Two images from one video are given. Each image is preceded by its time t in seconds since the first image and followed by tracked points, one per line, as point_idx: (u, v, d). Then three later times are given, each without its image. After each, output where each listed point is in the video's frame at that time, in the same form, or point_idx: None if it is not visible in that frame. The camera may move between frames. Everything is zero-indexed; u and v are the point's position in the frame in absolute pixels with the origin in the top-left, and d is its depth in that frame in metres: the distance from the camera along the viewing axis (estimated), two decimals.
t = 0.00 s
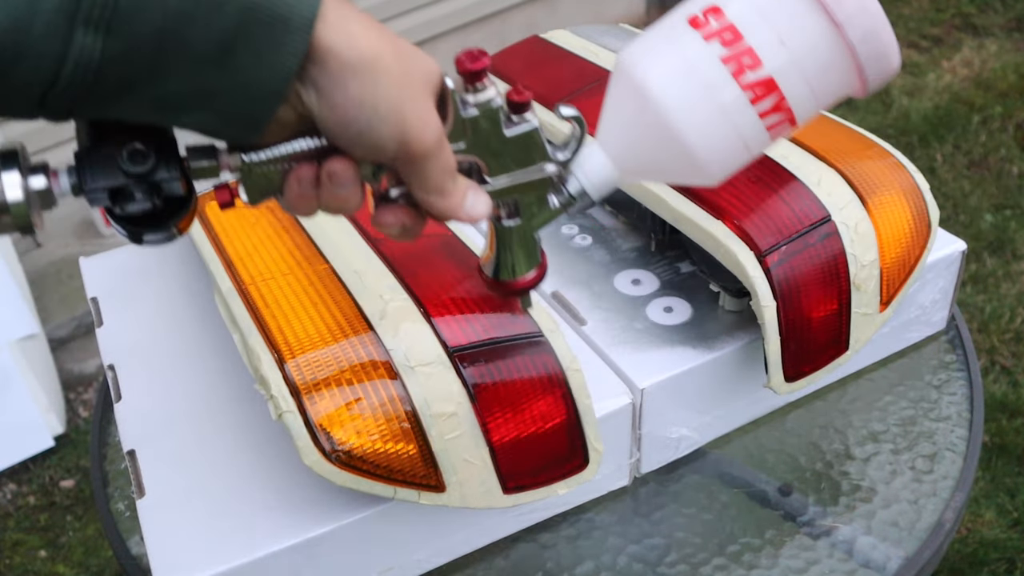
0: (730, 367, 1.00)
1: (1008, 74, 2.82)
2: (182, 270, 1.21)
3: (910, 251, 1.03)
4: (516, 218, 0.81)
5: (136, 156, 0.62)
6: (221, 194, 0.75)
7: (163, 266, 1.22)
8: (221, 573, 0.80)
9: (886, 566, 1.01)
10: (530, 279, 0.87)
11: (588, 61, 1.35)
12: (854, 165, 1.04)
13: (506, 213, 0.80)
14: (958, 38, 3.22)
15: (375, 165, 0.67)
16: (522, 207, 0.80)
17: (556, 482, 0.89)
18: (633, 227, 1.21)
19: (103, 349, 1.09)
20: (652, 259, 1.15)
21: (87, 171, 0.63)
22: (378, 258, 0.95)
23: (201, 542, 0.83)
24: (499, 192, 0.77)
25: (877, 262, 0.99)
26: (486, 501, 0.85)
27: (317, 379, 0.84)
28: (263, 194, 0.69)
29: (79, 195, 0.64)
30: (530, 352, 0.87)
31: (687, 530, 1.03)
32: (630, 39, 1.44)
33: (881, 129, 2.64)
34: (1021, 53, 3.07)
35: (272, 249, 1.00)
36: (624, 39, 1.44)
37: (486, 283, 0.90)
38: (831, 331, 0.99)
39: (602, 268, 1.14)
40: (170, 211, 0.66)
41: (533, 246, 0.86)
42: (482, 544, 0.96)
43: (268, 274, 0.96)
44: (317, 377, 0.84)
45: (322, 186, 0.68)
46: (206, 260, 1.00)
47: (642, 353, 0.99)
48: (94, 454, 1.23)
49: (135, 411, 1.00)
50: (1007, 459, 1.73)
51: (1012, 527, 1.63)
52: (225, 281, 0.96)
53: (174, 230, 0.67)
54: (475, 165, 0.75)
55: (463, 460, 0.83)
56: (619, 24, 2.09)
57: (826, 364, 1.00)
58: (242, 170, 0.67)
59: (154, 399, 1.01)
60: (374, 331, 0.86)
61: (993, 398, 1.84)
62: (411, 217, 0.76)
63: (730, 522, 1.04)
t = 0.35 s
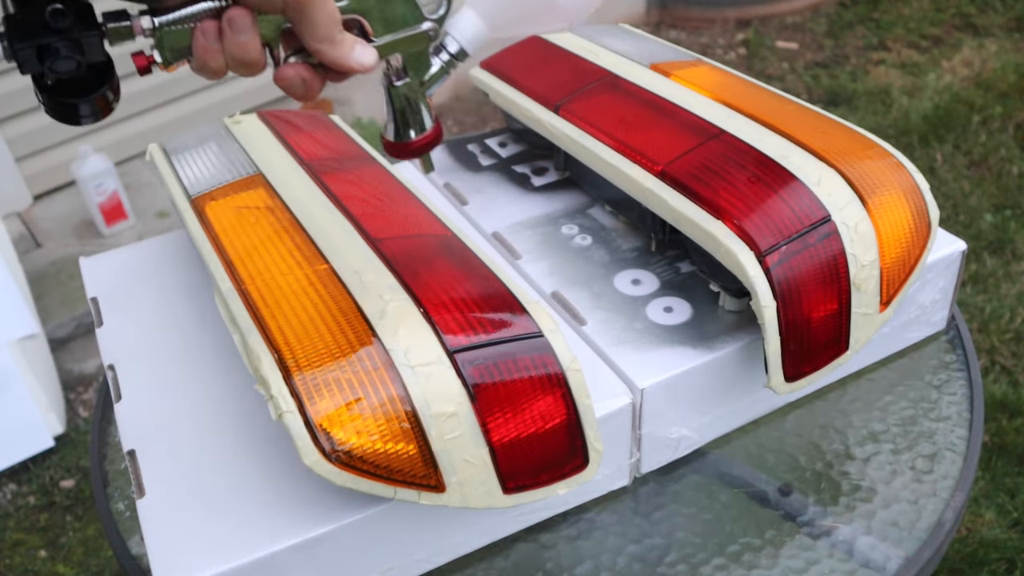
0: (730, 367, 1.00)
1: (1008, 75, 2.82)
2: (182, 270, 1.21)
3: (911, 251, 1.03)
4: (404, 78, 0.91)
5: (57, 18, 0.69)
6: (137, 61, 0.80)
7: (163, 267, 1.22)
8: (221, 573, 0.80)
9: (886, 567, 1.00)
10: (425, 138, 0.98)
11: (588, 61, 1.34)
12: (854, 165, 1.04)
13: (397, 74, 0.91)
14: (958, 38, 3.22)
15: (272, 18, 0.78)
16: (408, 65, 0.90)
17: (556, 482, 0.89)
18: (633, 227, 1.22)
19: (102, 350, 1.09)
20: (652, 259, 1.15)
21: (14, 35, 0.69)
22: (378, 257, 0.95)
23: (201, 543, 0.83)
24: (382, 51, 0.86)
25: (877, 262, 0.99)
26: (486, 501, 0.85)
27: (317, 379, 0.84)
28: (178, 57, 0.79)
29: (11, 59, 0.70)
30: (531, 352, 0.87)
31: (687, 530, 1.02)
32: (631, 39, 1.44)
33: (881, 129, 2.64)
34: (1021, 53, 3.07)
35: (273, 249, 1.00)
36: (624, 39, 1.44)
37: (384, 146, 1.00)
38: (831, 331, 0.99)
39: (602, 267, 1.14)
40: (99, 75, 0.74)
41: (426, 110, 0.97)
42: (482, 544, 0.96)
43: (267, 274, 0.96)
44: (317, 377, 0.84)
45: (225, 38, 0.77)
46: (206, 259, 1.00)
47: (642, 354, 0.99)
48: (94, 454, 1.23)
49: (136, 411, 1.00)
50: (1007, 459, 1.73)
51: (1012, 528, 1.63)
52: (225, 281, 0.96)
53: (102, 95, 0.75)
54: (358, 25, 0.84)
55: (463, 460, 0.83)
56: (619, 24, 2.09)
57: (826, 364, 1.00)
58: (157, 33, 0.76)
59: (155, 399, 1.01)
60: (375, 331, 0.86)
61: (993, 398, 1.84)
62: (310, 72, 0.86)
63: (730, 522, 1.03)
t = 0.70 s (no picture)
0: (730, 367, 1.00)
1: (1008, 75, 2.82)
2: (182, 270, 1.21)
3: (911, 251, 1.03)
4: (333, 17, 1.00)
5: None
6: None
7: (163, 267, 1.22)
8: (221, 573, 0.80)
9: (886, 567, 1.00)
10: (356, 68, 1.03)
11: (589, 61, 1.35)
12: (854, 165, 1.04)
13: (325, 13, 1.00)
14: (959, 38, 3.22)
15: None
16: (334, 3, 1.00)
17: (556, 482, 0.89)
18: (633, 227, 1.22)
19: (102, 350, 1.09)
20: (652, 259, 1.15)
21: None
22: (378, 257, 0.95)
23: (201, 543, 0.83)
24: None
25: (877, 262, 0.99)
26: (486, 501, 0.85)
27: (317, 379, 0.84)
28: None
29: None
30: (531, 352, 0.87)
31: (687, 530, 1.02)
32: (631, 39, 1.44)
33: (880, 129, 2.64)
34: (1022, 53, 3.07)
35: (273, 249, 1.00)
36: (624, 39, 1.44)
37: (322, 84, 1.04)
38: (831, 330, 0.99)
39: (602, 267, 1.14)
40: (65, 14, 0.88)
41: (352, 40, 1.03)
42: (481, 544, 0.96)
43: (267, 274, 0.96)
44: (317, 376, 0.84)
45: None
46: (206, 260, 1.00)
47: (642, 354, 0.99)
48: (94, 454, 1.23)
49: (136, 412, 1.00)
50: (1007, 459, 1.73)
51: (1012, 528, 1.63)
52: (225, 281, 0.96)
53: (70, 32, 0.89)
54: None
55: (463, 460, 0.83)
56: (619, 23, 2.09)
57: (826, 364, 1.00)
58: None
59: (155, 400, 1.01)
60: (375, 331, 0.86)
61: (993, 398, 1.84)
62: (249, 11, 1.01)
63: (730, 522, 1.03)
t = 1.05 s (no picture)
0: (730, 367, 1.00)
1: (1008, 75, 2.82)
2: (182, 270, 1.21)
3: (911, 251, 1.03)
4: None
5: None
6: None
7: (163, 267, 1.22)
8: (221, 573, 0.80)
9: (886, 567, 1.00)
10: (302, 31, 1.02)
11: (589, 61, 1.35)
12: (854, 165, 1.04)
13: None
14: (959, 38, 3.22)
15: None
16: None
17: (556, 482, 0.89)
18: (632, 227, 1.22)
19: (102, 350, 1.09)
20: (652, 259, 1.15)
21: None
22: (378, 257, 0.95)
23: (201, 542, 0.83)
24: None
25: (877, 262, 0.99)
26: (486, 501, 0.85)
27: (317, 379, 0.84)
28: None
29: None
30: (531, 352, 0.87)
31: (687, 530, 1.02)
32: (631, 39, 1.44)
33: (880, 129, 2.64)
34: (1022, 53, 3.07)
35: (273, 249, 1.00)
36: (624, 39, 1.44)
37: (272, 45, 1.03)
38: (831, 330, 0.99)
39: (602, 267, 1.14)
40: None
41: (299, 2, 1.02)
42: (481, 544, 0.96)
43: (267, 274, 0.96)
44: (317, 376, 0.84)
45: None
46: (206, 260, 1.00)
47: (642, 354, 0.99)
48: (94, 454, 1.23)
49: (136, 412, 1.00)
50: (1007, 459, 1.73)
51: (1012, 528, 1.63)
52: (225, 281, 0.96)
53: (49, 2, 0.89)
54: None
55: (463, 460, 0.83)
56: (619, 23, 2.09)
57: (826, 364, 1.00)
58: None
59: (155, 399, 1.01)
60: (375, 331, 0.86)
61: (993, 398, 1.84)
62: None
63: (730, 522, 1.03)
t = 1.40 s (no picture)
0: (730, 367, 1.00)
1: (1008, 75, 2.82)
2: (183, 270, 1.21)
3: (911, 251, 1.03)
4: None
5: None
6: None
7: (163, 267, 1.22)
8: (221, 573, 0.80)
9: (886, 567, 1.00)
10: (277, 10, 1.06)
11: (589, 61, 1.35)
12: (854, 165, 1.04)
13: None
14: (959, 38, 3.22)
15: None
16: None
17: (556, 482, 0.89)
18: (632, 227, 1.22)
19: (103, 350, 1.09)
20: (652, 259, 1.15)
21: None
22: (378, 257, 0.95)
23: (201, 542, 0.83)
24: None
25: (877, 263, 0.99)
26: (486, 501, 0.85)
27: (317, 379, 0.84)
28: None
29: None
30: (531, 352, 0.87)
31: (688, 530, 1.02)
32: (631, 39, 1.44)
33: (881, 129, 2.64)
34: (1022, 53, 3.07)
35: (273, 249, 1.00)
36: (624, 39, 1.44)
37: (249, 25, 1.06)
38: (831, 330, 0.99)
39: (602, 267, 1.14)
40: None
41: None
42: (481, 544, 0.96)
43: (267, 273, 0.96)
44: (317, 376, 0.84)
45: None
46: (206, 260, 1.00)
47: (642, 354, 0.99)
48: (94, 454, 1.23)
49: (137, 412, 1.00)
50: (1007, 459, 1.73)
51: (1012, 528, 1.63)
52: (225, 281, 0.96)
53: None
54: None
55: (463, 460, 0.83)
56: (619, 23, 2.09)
57: (826, 364, 1.00)
58: None
59: (155, 399, 1.01)
60: (375, 331, 0.86)
61: (993, 398, 1.84)
62: None
63: (730, 522, 1.03)
